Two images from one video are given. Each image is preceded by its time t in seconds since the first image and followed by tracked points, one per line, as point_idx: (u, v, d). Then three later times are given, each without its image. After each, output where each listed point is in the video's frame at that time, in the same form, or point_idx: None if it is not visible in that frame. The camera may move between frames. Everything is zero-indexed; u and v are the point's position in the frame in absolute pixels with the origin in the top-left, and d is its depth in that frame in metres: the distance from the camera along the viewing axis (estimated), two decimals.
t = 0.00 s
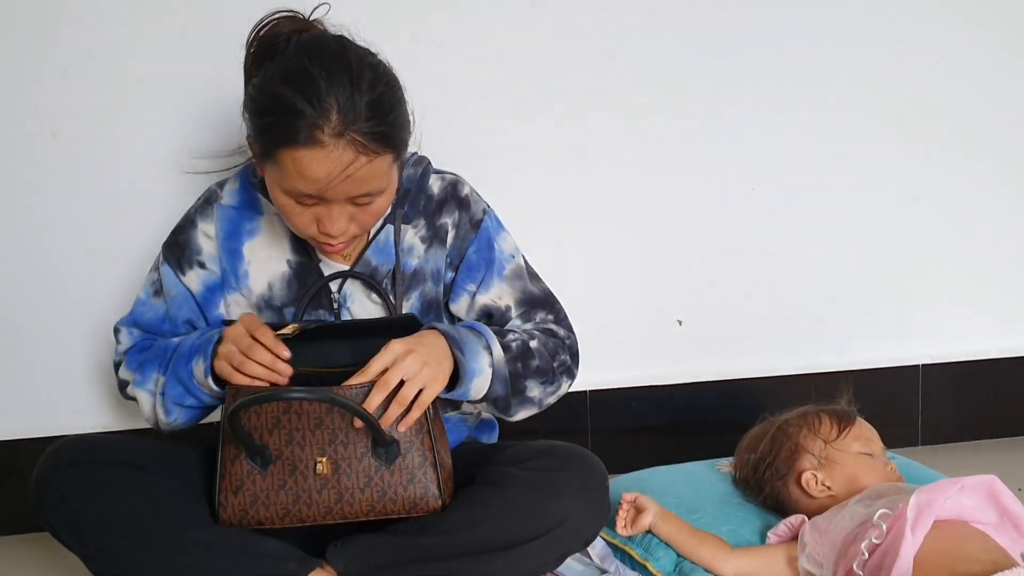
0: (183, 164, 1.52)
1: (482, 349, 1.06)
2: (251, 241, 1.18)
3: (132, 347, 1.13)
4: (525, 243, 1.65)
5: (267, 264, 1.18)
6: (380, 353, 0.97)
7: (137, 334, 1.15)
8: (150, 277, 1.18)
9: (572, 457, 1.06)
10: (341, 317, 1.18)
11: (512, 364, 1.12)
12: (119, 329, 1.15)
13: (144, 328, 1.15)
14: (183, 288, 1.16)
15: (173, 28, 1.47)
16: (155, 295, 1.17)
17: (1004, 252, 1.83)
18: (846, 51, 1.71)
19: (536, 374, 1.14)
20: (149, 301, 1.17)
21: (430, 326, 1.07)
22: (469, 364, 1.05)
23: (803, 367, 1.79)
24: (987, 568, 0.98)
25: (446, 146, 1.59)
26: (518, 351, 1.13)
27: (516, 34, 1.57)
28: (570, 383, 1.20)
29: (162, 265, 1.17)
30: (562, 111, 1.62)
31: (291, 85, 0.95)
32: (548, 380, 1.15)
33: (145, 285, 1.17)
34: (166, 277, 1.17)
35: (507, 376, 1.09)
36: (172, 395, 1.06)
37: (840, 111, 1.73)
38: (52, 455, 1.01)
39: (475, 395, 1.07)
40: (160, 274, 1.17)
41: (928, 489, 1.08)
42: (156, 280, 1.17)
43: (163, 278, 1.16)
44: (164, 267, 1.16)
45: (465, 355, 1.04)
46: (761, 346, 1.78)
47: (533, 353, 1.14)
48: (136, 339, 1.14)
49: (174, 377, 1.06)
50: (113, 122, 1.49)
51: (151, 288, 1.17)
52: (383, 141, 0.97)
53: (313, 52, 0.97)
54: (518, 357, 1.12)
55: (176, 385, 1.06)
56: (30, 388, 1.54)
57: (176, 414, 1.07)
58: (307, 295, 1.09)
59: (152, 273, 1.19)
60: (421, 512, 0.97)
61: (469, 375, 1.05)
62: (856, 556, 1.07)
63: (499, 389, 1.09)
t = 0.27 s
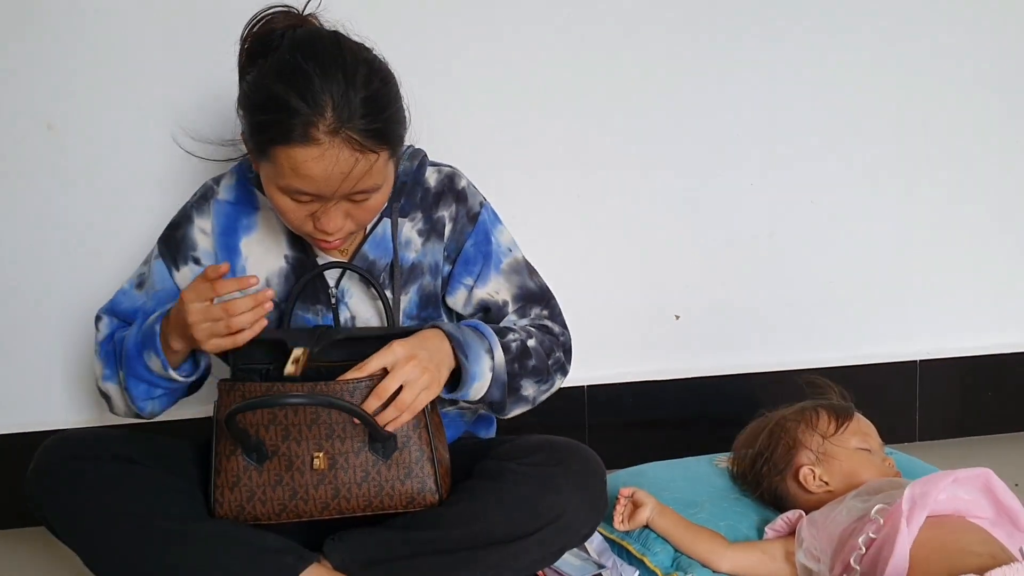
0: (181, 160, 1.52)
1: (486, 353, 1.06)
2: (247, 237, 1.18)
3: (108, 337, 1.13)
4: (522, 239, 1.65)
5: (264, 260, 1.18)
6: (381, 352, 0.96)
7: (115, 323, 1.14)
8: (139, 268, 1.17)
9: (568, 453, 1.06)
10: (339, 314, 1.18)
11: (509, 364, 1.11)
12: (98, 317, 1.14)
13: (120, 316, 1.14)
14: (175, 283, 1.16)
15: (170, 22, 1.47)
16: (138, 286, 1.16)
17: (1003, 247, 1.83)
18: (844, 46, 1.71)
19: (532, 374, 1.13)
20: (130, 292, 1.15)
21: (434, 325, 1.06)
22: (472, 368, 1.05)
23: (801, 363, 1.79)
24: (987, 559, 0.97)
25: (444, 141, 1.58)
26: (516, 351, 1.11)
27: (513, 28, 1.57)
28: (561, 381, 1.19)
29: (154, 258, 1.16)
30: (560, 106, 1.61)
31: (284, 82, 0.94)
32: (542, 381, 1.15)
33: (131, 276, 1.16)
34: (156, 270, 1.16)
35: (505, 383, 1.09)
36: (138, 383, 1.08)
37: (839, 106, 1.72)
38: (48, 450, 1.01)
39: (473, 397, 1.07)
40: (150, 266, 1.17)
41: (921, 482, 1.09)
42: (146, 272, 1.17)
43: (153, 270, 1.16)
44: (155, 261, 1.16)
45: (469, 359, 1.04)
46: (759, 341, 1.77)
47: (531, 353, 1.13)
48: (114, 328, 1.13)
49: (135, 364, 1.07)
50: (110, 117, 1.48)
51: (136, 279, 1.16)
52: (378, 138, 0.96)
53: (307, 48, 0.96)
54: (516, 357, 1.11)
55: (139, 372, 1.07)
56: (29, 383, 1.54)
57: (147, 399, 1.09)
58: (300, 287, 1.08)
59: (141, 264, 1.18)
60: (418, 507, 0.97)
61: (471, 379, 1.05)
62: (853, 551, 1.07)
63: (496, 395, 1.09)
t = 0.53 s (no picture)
0: (179, 155, 1.52)
1: (491, 358, 1.06)
2: (247, 230, 1.17)
3: (107, 320, 1.10)
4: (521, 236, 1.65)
5: (263, 254, 1.17)
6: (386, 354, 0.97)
7: (114, 308, 1.12)
8: (136, 255, 1.15)
9: (568, 449, 1.06)
10: (337, 310, 1.18)
11: (515, 362, 1.10)
12: (93, 301, 1.12)
13: (119, 304, 1.12)
14: (175, 272, 1.15)
15: (168, 17, 1.46)
16: (139, 275, 1.14)
17: (1000, 247, 1.83)
18: (844, 44, 1.70)
19: (538, 371, 1.12)
20: (132, 280, 1.13)
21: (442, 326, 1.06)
22: (474, 373, 1.05)
23: (799, 360, 1.79)
24: (983, 557, 0.98)
25: (443, 136, 1.58)
26: (525, 351, 1.11)
27: (513, 25, 1.57)
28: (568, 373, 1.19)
29: (153, 246, 1.14)
30: (559, 103, 1.61)
31: (284, 80, 0.94)
32: (549, 376, 1.13)
33: (130, 263, 1.14)
34: (157, 258, 1.14)
35: (508, 389, 1.10)
36: (154, 356, 1.05)
37: (838, 104, 1.72)
38: (46, 445, 1.01)
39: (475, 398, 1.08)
40: (148, 254, 1.15)
41: (911, 475, 1.09)
42: (143, 260, 1.15)
43: (153, 259, 1.14)
44: (156, 248, 1.14)
45: (473, 366, 1.05)
46: (757, 339, 1.78)
47: (538, 351, 1.12)
48: (113, 313, 1.11)
49: (159, 338, 1.05)
50: (108, 111, 1.48)
51: (135, 267, 1.14)
52: (377, 137, 0.96)
53: (306, 46, 0.96)
54: (523, 356, 1.11)
55: (161, 344, 1.05)
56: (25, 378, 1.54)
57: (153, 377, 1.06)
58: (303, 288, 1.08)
59: (137, 251, 1.16)
60: (417, 503, 0.97)
61: (472, 383, 1.05)
62: (850, 548, 1.07)
63: (498, 398, 1.10)
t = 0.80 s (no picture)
0: (179, 152, 1.52)
1: (492, 363, 1.05)
2: (248, 227, 1.17)
3: (107, 313, 1.10)
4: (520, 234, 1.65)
5: (263, 252, 1.17)
6: (391, 359, 0.95)
7: (113, 303, 1.11)
8: (135, 251, 1.15)
9: (567, 447, 1.06)
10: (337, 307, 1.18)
11: (516, 362, 1.09)
12: (94, 296, 1.12)
13: (120, 297, 1.12)
14: (173, 269, 1.14)
15: (168, 16, 1.46)
16: (140, 270, 1.14)
17: (999, 247, 1.83)
18: (844, 44, 1.70)
19: (539, 368, 1.12)
20: (133, 275, 1.14)
21: (444, 329, 1.05)
22: (474, 378, 1.04)
23: (797, 360, 1.80)
24: (982, 556, 0.98)
25: (443, 135, 1.58)
26: (526, 350, 1.11)
27: (513, 24, 1.57)
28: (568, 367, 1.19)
29: (153, 242, 1.14)
30: (558, 102, 1.61)
31: (287, 84, 0.93)
32: (549, 371, 1.14)
33: (131, 260, 1.14)
34: (156, 255, 1.14)
35: (507, 391, 1.09)
36: (158, 338, 1.04)
37: (838, 105, 1.72)
38: (44, 442, 1.01)
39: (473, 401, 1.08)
40: (148, 250, 1.15)
41: (917, 478, 1.09)
42: (143, 256, 1.15)
43: (152, 255, 1.14)
44: (155, 245, 1.14)
45: (473, 371, 1.03)
46: (756, 339, 1.78)
47: (539, 348, 1.12)
48: (112, 307, 1.11)
49: (162, 319, 1.05)
50: (108, 109, 1.48)
51: (136, 263, 1.14)
52: (380, 140, 0.96)
53: (309, 49, 0.95)
54: (524, 354, 1.10)
55: (163, 324, 1.04)
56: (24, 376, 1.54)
57: (157, 360, 1.05)
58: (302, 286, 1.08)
59: (137, 247, 1.16)
60: (416, 497, 0.97)
61: (472, 389, 1.04)
62: (849, 547, 1.07)
63: (496, 400, 1.09)
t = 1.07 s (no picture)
0: (179, 152, 1.52)
1: (491, 364, 1.06)
2: (249, 227, 1.17)
3: (106, 311, 1.10)
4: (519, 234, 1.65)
5: (263, 252, 1.17)
6: (393, 361, 0.96)
7: (112, 299, 1.11)
8: (135, 247, 1.15)
9: (566, 448, 1.06)
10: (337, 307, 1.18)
11: (514, 363, 1.10)
12: (92, 292, 1.11)
13: (120, 294, 1.12)
14: (174, 267, 1.14)
15: (169, 15, 1.46)
16: (140, 267, 1.14)
17: (997, 249, 1.84)
18: (843, 45, 1.71)
19: (536, 369, 1.13)
20: (133, 272, 1.13)
21: (444, 331, 1.06)
22: (474, 380, 1.04)
23: (795, 360, 1.80)
24: (977, 559, 0.98)
25: (442, 134, 1.58)
26: (523, 351, 1.11)
27: (513, 24, 1.57)
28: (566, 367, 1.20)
29: (153, 239, 1.14)
30: (558, 102, 1.61)
31: (292, 88, 0.93)
32: (545, 374, 1.14)
33: (131, 256, 1.14)
34: (156, 252, 1.14)
35: (504, 393, 1.09)
36: (164, 343, 1.04)
37: (837, 105, 1.73)
38: (42, 441, 1.01)
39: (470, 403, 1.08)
40: (148, 247, 1.14)
41: (911, 476, 1.10)
42: (143, 253, 1.14)
43: (152, 252, 1.14)
44: (155, 241, 1.14)
45: (472, 373, 1.04)
46: (754, 339, 1.78)
47: (536, 350, 1.12)
48: (111, 304, 1.11)
49: (169, 323, 1.04)
50: (107, 107, 1.48)
51: (136, 259, 1.14)
52: (384, 145, 0.96)
53: (314, 53, 0.95)
54: (521, 356, 1.10)
55: (170, 329, 1.04)
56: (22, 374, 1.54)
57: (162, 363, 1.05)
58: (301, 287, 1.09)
59: (136, 243, 1.15)
60: (416, 497, 0.97)
61: (471, 391, 1.05)
62: (845, 547, 1.08)
63: (494, 402, 1.09)
